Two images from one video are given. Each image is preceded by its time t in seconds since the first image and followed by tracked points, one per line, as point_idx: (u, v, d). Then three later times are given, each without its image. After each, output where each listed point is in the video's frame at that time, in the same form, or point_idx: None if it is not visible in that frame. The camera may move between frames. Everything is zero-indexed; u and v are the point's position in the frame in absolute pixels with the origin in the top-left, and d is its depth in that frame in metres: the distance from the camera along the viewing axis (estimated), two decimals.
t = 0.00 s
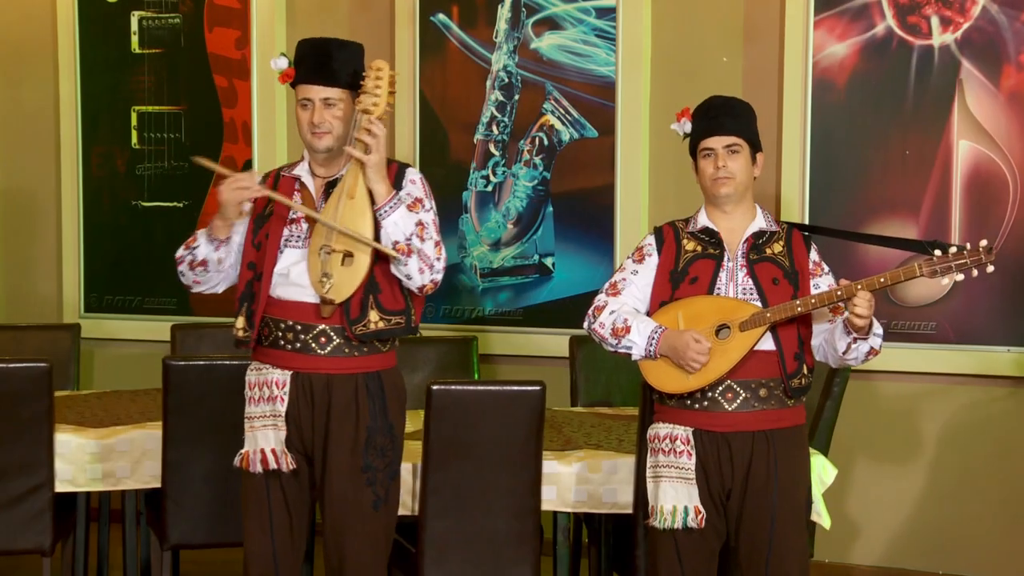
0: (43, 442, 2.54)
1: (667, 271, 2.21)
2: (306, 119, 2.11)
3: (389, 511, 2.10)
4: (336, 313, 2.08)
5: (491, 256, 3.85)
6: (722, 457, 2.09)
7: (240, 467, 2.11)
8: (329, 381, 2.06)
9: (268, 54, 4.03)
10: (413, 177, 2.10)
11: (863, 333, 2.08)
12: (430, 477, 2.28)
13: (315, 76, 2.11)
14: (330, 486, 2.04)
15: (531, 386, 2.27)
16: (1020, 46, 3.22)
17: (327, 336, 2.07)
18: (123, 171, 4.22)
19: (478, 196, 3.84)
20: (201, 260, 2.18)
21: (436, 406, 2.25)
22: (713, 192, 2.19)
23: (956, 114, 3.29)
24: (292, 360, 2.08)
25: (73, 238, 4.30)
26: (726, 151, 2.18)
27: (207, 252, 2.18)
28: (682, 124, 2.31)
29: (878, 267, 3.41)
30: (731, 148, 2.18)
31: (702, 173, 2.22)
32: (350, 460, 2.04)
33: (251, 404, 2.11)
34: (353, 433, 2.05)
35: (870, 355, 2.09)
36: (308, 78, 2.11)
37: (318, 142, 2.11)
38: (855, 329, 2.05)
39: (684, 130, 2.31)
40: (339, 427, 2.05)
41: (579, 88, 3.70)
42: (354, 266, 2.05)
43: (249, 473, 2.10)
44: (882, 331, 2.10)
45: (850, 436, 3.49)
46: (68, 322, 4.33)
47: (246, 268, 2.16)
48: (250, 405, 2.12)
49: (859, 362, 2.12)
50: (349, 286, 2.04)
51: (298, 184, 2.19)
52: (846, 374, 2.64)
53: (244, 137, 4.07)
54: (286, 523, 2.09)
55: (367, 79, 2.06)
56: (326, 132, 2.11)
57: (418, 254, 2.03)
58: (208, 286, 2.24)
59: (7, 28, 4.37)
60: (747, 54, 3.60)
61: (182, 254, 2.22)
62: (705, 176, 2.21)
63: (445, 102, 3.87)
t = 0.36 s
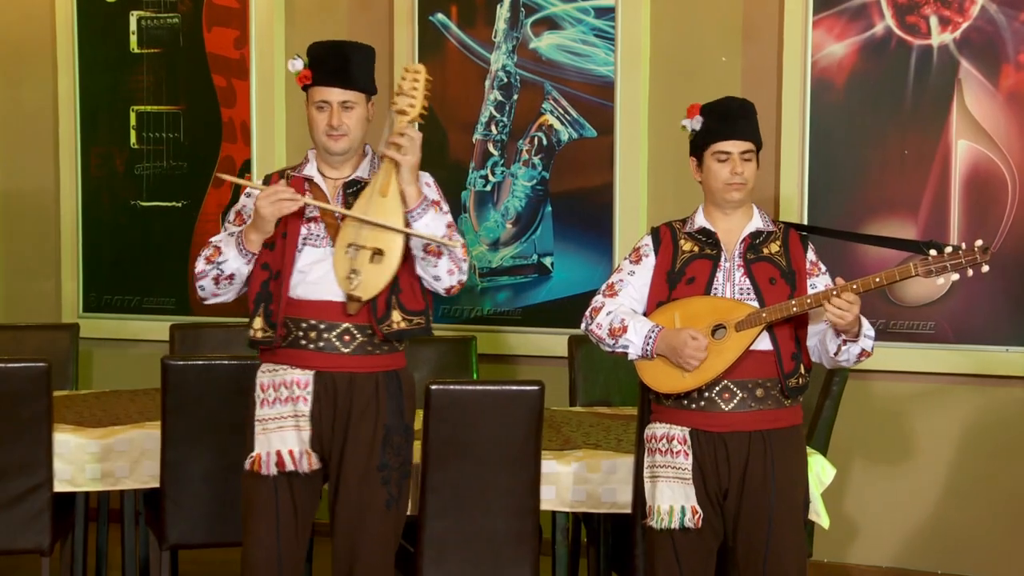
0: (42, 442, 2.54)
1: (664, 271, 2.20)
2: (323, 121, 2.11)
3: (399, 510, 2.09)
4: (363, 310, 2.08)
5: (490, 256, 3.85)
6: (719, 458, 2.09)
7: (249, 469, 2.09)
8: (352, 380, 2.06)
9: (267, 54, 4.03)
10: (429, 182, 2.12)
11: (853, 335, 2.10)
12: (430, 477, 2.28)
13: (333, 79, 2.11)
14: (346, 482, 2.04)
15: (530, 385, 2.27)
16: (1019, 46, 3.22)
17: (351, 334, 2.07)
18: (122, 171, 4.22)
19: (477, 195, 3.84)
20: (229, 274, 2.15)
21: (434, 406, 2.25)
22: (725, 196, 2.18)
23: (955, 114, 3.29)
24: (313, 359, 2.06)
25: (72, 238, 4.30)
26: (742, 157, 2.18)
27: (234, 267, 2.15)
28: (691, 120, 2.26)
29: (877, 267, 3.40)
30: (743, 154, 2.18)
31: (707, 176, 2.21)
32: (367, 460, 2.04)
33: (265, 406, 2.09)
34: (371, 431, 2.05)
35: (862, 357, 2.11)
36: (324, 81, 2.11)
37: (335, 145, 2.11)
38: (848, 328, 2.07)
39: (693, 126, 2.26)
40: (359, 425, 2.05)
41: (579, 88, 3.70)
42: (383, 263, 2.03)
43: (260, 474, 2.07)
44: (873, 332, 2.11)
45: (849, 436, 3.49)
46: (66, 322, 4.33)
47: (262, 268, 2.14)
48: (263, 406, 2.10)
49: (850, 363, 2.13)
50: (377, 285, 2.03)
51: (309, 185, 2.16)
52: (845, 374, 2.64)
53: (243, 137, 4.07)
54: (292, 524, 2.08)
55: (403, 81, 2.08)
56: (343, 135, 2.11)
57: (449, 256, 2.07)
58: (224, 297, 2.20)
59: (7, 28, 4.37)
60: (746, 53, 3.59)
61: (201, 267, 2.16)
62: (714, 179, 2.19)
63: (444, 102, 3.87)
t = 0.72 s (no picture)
0: (42, 442, 2.54)
1: (665, 271, 2.20)
2: (339, 117, 2.10)
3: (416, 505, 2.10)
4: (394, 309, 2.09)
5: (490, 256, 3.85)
6: (719, 458, 2.09)
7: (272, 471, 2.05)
8: (385, 379, 2.06)
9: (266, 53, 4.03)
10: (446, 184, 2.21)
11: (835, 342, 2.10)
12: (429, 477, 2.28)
13: (349, 74, 2.10)
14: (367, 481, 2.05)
15: (529, 385, 2.27)
16: (1018, 46, 3.22)
17: (384, 334, 2.07)
18: (122, 170, 4.22)
19: (476, 195, 3.84)
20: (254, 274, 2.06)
21: (434, 405, 2.25)
22: (732, 199, 2.17)
23: (954, 114, 3.29)
24: (347, 360, 2.05)
25: (72, 238, 4.30)
26: (751, 160, 2.18)
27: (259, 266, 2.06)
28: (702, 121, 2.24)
29: (876, 267, 3.40)
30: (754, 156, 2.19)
31: (714, 176, 2.20)
32: (393, 454, 2.05)
33: (293, 409, 2.05)
34: (399, 428, 2.06)
35: (847, 364, 2.10)
36: (340, 77, 2.10)
37: (351, 140, 2.10)
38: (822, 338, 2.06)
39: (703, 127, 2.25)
40: (387, 424, 2.05)
41: (579, 88, 3.70)
42: (422, 259, 2.05)
43: (289, 477, 2.04)
44: (858, 338, 2.10)
45: (849, 436, 3.50)
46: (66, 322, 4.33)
47: (284, 267, 2.09)
48: (289, 408, 2.06)
49: (836, 368, 2.13)
50: (415, 283, 2.04)
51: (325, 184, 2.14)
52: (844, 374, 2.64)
53: (243, 137, 4.07)
54: (311, 521, 2.06)
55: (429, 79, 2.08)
56: (359, 131, 2.10)
57: (478, 252, 2.14)
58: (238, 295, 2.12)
59: (7, 28, 4.36)
60: (746, 53, 3.59)
61: (223, 268, 2.08)
62: (722, 181, 2.19)
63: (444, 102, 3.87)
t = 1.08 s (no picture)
0: (43, 442, 2.54)
1: (667, 270, 2.20)
2: (346, 126, 2.10)
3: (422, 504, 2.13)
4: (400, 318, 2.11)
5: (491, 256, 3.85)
6: (720, 458, 2.09)
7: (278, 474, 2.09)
8: (392, 384, 2.09)
9: (267, 53, 4.03)
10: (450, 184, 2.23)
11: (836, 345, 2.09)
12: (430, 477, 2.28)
13: (354, 83, 2.10)
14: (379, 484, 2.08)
15: (530, 386, 2.27)
16: (1018, 46, 3.22)
17: (391, 342, 2.09)
18: (122, 170, 4.22)
19: (477, 195, 3.84)
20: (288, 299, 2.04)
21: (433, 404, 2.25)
22: (732, 201, 2.18)
23: (954, 114, 3.29)
24: (356, 370, 2.07)
25: (72, 238, 4.30)
26: (751, 161, 2.17)
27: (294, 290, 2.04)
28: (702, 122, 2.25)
29: (877, 267, 3.40)
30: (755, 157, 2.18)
31: (717, 177, 2.21)
32: (401, 454, 2.08)
33: (299, 413, 2.08)
34: (408, 429, 2.09)
35: (845, 368, 2.10)
36: (346, 86, 2.10)
37: (358, 149, 2.10)
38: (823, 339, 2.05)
39: (703, 127, 2.26)
40: (397, 427, 2.09)
41: (579, 88, 3.70)
42: (429, 277, 2.08)
43: (294, 479, 2.07)
44: (857, 343, 2.10)
45: (849, 436, 3.50)
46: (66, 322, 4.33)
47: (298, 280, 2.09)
48: (295, 412, 2.08)
49: (834, 372, 2.13)
50: (425, 300, 2.07)
51: (334, 192, 2.14)
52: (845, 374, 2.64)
53: (243, 137, 4.06)
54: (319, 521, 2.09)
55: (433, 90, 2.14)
56: (366, 140, 2.11)
57: (483, 262, 2.18)
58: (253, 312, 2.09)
59: (8, 28, 4.37)
60: (746, 53, 3.59)
61: (258, 293, 2.05)
62: (724, 181, 2.19)
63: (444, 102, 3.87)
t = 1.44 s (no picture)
0: (38, 442, 2.54)
1: (664, 269, 2.20)
2: (336, 131, 2.14)
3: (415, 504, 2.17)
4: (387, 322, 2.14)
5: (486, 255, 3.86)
6: (715, 456, 2.09)
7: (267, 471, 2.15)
8: (380, 386, 2.13)
9: (263, 53, 4.03)
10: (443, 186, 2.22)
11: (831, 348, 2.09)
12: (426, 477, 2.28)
13: (345, 88, 2.13)
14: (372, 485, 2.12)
15: (526, 385, 2.27)
16: (1014, 45, 3.22)
17: (377, 345, 2.13)
18: (118, 170, 4.22)
19: (473, 195, 3.85)
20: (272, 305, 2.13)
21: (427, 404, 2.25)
22: (721, 202, 2.18)
23: (950, 114, 3.29)
24: (341, 371, 2.12)
25: (68, 238, 4.29)
26: (738, 162, 2.17)
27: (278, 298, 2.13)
28: (696, 122, 2.26)
29: (873, 268, 3.39)
30: (743, 159, 2.17)
31: (708, 178, 2.21)
32: (393, 455, 2.12)
33: (286, 412, 2.14)
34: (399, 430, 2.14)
35: (841, 372, 2.10)
36: (337, 90, 2.13)
37: (348, 154, 2.14)
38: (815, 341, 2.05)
39: (698, 128, 2.27)
40: (387, 428, 2.13)
41: (575, 88, 3.70)
42: (412, 286, 2.10)
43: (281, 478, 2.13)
44: (853, 347, 2.10)
45: (844, 435, 3.50)
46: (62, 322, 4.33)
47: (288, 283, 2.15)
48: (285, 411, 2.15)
49: (830, 375, 2.12)
50: (407, 307, 2.09)
51: (324, 194, 2.19)
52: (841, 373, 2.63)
53: (239, 137, 4.06)
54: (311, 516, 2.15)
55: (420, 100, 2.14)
56: (358, 144, 2.15)
57: (471, 271, 2.17)
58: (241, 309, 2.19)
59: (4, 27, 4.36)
60: (743, 53, 3.59)
61: (244, 298, 2.15)
62: (714, 182, 2.19)
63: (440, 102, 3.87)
